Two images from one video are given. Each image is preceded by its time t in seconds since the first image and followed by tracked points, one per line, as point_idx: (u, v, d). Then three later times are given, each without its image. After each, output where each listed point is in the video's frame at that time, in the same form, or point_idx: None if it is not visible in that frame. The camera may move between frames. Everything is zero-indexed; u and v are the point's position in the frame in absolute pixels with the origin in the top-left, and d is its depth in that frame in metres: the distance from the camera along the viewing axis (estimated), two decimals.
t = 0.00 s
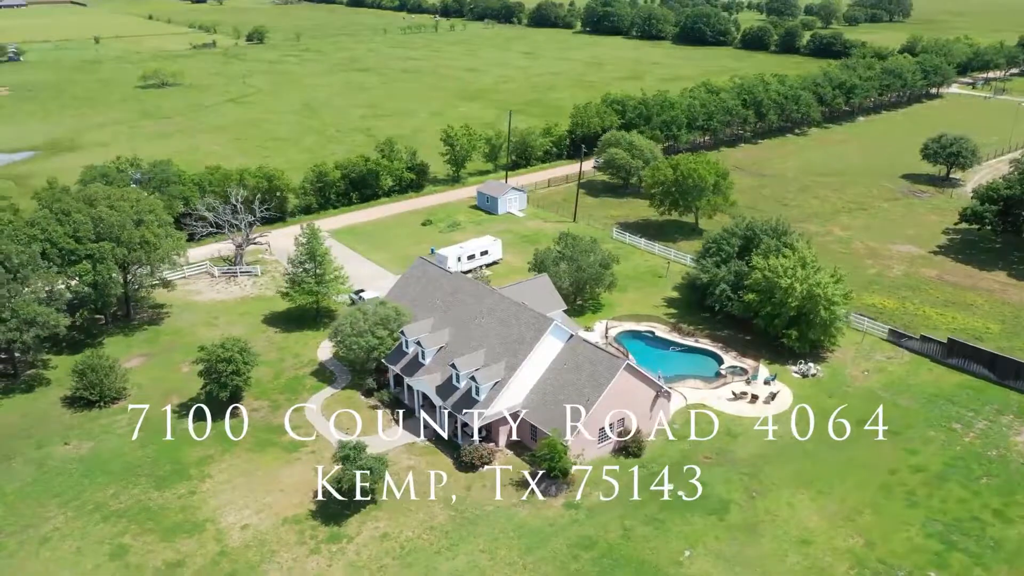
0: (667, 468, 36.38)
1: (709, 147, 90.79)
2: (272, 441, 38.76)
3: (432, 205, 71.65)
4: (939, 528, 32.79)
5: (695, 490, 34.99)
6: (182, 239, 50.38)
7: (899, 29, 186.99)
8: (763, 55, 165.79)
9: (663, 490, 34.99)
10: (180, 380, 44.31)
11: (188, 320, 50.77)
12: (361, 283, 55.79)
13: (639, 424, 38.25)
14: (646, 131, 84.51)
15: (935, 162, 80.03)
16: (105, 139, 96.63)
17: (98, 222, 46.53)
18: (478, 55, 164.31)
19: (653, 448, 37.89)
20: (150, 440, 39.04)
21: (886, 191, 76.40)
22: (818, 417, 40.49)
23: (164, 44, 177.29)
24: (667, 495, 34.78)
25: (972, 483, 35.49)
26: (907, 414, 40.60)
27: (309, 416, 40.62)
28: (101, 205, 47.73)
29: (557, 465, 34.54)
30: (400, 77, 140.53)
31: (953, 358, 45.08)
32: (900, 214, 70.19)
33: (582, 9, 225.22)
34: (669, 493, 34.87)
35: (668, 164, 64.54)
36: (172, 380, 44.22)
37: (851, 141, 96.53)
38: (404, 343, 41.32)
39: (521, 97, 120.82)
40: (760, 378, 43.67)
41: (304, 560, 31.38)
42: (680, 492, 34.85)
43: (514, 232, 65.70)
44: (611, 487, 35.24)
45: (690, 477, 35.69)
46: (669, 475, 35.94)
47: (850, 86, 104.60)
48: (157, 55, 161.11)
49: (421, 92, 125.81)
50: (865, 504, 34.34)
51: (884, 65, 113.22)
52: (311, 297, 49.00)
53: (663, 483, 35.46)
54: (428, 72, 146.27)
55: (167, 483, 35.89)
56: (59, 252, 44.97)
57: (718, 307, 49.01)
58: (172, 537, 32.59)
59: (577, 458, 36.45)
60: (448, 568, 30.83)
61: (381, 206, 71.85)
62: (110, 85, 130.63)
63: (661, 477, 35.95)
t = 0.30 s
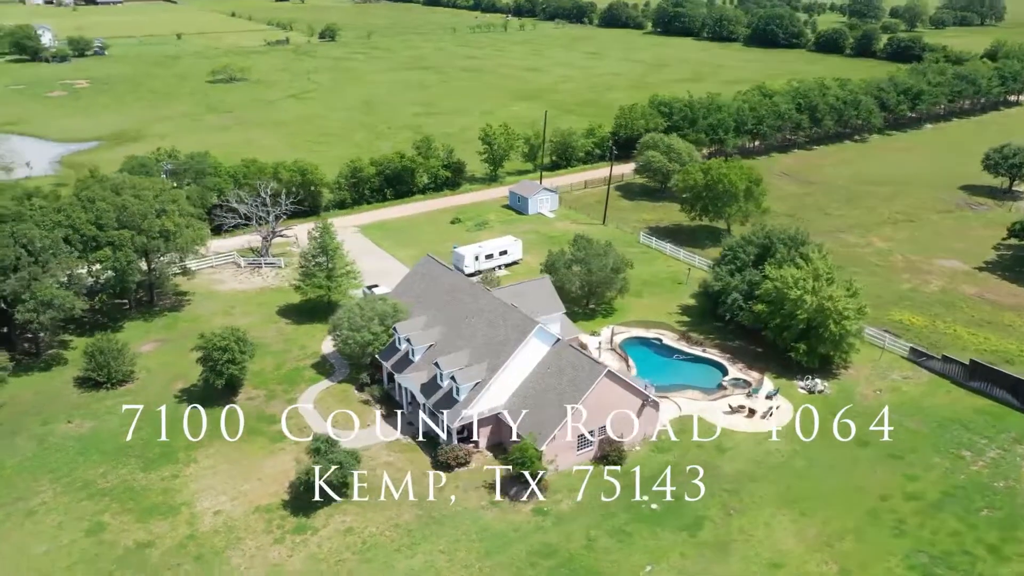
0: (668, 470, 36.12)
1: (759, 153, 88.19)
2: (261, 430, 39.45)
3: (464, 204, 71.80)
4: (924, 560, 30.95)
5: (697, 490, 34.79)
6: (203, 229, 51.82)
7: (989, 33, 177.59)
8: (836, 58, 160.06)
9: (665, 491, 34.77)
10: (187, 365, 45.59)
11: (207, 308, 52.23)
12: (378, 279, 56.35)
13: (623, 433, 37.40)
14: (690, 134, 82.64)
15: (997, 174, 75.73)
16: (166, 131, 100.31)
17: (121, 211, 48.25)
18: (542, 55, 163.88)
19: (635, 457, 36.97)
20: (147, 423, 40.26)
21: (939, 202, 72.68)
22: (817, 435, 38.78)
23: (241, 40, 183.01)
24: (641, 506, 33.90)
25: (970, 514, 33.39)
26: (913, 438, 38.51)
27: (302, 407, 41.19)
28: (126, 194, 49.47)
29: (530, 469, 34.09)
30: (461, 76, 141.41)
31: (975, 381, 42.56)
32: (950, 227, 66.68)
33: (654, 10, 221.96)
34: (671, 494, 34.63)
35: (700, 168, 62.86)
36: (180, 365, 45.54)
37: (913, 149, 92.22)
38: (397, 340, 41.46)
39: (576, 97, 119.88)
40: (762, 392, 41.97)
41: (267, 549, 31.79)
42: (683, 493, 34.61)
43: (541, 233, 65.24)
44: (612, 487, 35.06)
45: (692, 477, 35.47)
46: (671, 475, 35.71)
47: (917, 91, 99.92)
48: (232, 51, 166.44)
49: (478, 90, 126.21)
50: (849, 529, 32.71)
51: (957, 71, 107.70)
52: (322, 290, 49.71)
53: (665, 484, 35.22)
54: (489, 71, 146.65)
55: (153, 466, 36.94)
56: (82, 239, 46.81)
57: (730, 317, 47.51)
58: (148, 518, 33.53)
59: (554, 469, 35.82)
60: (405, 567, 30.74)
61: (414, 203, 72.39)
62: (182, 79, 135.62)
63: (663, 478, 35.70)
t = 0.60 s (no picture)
0: (671, 471, 35.83)
1: (805, 158, 85.53)
2: (256, 419, 40.19)
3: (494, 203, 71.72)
4: None
5: (699, 492, 34.47)
6: (224, 221, 53.11)
7: None
8: (906, 62, 153.99)
9: (667, 491, 34.52)
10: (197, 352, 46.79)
11: (226, 298, 53.49)
12: (395, 274, 56.73)
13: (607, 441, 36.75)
14: (732, 138, 80.68)
15: None
16: (219, 125, 103.20)
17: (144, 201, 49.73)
18: (600, 55, 162.53)
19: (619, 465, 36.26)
20: (151, 407, 41.45)
21: (991, 214, 69.13)
22: (814, 452, 37.32)
23: (307, 37, 187.00)
24: (616, 516, 33.17)
25: (964, 544, 31.56)
26: (916, 460, 36.67)
27: (299, 398, 41.80)
28: (149, 185, 50.99)
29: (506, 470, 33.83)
30: (515, 75, 141.36)
31: (994, 405, 40.34)
32: (997, 241, 63.36)
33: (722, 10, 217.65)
34: (673, 495, 34.35)
35: (729, 173, 61.22)
36: (190, 351, 46.78)
37: (972, 158, 87.98)
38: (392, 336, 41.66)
39: (627, 98, 118.41)
40: (763, 405, 40.68)
41: (240, 537, 32.28)
42: (685, 494, 34.30)
43: (566, 234, 64.65)
44: (598, 492, 34.49)
45: (695, 478, 35.19)
46: (674, 475, 35.46)
47: (982, 97, 95.29)
48: (296, 48, 170.19)
49: (529, 90, 125.95)
50: (830, 552, 31.35)
51: None
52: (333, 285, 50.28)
53: (666, 484, 34.95)
54: (544, 70, 146.23)
55: (148, 449, 37.96)
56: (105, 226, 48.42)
57: (740, 325, 46.19)
58: (133, 499, 34.49)
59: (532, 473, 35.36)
60: (369, 563, 30.78)
61: (445, 201, 72.68)
62: (244, 74, 139.31)
63: (665, 478, 35.43)
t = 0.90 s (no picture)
0: (675, 470, 35.77)
1: (852, 165, 82.61)
2: (251, 409, 40.92)
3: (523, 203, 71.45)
4: None
5: (704, 492, 34.39)
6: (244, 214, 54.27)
7: None
8: (980, 67, 147.39)
9: (671, 492, 34.38)
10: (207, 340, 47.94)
11: (245, 289, 54.67)
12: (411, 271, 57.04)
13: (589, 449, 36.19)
14: (773, 142, 78.46)
15: None
16: (269, 120, 105.64)
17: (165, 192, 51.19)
18: (658, 56, 160.36)
19: (599, 472, 35.64)
20: (154, 392, 42.62)
21: None
22: (806, 470, 35.95)
23: (369, 35, 189.89)
24: (587, 524, 32.60)
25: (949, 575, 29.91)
26: (914, 484, 34.97)
27: (295, 390, 42.39)
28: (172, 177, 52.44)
29: (480, 472, 33.62)
30: (568, 75, 140.60)
31: (1009, 429, 38.18)
32: None
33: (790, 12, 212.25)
34: (676, 495, 34.23)
35: (757, 179, 59.48)
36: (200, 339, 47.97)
37: None
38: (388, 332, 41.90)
39: (677, 100, 116.52)
40: (761, 417, 39.39)
41: (214, 524, 32.89)
42: (688, 495, 34.22)
43: (590, 236, 63.97)
44: (573, 500, 33.95)
45: (698, 478, 35.14)
46: (677, 476, 35.40)
47: None
48: (357, 46, 172.97)
49: (579, 90, 125.15)
50: (804, 574, 30.13)
51: None
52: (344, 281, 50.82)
53: (670, 485, 34.86)
54: (598, 70, 145.13)
55: (143, 434, 39.04)
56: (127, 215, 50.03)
57: (746, 335, 44.85)
58: (120, 481, 35.52)
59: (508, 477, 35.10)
60: (332, 557, 30.96)
61: (474, 200, 72.77)
62: (302, 71, 142.35)
63: (668, 478, 35.38)
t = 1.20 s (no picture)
0: (672, 474, 35.34)
1: (900, 173, 79.39)
2: (248, 398, 41.68)
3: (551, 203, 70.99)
4: None
5: (709, 493, 34.15)
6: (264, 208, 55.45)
7: None
8: None
9: (675, 494, 34.15)
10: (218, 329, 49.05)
11: (264, 280, 55.77)
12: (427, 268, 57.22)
13: (568, 455, 35.68)
14: (815, 148, 75.98)
15: None
16: (317, 116, 107.51)
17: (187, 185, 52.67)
18: (717, 58, 157.27)
19: (577, 479, 35.08)
20: (160, 378, 43.78)
21: None
22: (794, 487, 34.66)
23: (428, 34, 191.67)
24: (556, 530, 32.11)
25: None
26: (907, 508, 33.34)
27: (292, 382, 42.95)
28: (197, 171, 53.94)
29: (453, 473, 33.45)
30: (621, 76, 139.14)
31: (1021, 455, 36.06)
32: None
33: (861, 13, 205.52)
34: (654, 507, 33.47)
35: (784, 185, 57.69)
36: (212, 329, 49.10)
37: None
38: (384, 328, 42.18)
39: (728, 102, 114.04)
40: (755, 431, 38.18)
41: (191, 510, 33.58)
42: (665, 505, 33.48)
43: (613, 239, 63.08)
44: (544, 505, 33.43)
45: (705, 480, 34.89)
46: (683, 477, 35.11)
47: None
48: (415, 44, 174.77)
49: (629, 91, 123.68)
50: None
51: None
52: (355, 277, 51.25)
53: (675, 486, 34.63)
54: (652, 71, 143.19)
55: (141, 419, 40.14)
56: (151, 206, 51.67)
57: (752, 345, 43.54)
58: (111, 463, 36.62)
59: (483, 479, 34.83)
60: (297, 549, 31.20)
61: (503, 199, 72.66)
62: (357, 68, 144.47)
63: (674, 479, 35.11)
